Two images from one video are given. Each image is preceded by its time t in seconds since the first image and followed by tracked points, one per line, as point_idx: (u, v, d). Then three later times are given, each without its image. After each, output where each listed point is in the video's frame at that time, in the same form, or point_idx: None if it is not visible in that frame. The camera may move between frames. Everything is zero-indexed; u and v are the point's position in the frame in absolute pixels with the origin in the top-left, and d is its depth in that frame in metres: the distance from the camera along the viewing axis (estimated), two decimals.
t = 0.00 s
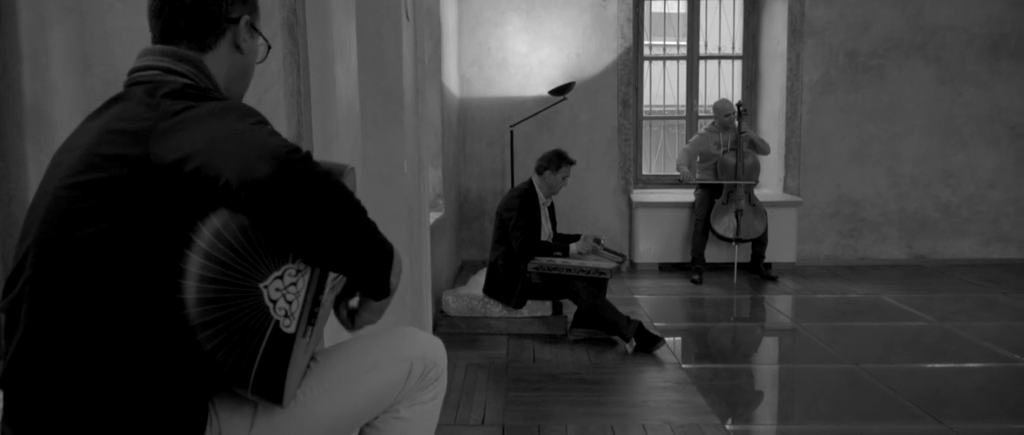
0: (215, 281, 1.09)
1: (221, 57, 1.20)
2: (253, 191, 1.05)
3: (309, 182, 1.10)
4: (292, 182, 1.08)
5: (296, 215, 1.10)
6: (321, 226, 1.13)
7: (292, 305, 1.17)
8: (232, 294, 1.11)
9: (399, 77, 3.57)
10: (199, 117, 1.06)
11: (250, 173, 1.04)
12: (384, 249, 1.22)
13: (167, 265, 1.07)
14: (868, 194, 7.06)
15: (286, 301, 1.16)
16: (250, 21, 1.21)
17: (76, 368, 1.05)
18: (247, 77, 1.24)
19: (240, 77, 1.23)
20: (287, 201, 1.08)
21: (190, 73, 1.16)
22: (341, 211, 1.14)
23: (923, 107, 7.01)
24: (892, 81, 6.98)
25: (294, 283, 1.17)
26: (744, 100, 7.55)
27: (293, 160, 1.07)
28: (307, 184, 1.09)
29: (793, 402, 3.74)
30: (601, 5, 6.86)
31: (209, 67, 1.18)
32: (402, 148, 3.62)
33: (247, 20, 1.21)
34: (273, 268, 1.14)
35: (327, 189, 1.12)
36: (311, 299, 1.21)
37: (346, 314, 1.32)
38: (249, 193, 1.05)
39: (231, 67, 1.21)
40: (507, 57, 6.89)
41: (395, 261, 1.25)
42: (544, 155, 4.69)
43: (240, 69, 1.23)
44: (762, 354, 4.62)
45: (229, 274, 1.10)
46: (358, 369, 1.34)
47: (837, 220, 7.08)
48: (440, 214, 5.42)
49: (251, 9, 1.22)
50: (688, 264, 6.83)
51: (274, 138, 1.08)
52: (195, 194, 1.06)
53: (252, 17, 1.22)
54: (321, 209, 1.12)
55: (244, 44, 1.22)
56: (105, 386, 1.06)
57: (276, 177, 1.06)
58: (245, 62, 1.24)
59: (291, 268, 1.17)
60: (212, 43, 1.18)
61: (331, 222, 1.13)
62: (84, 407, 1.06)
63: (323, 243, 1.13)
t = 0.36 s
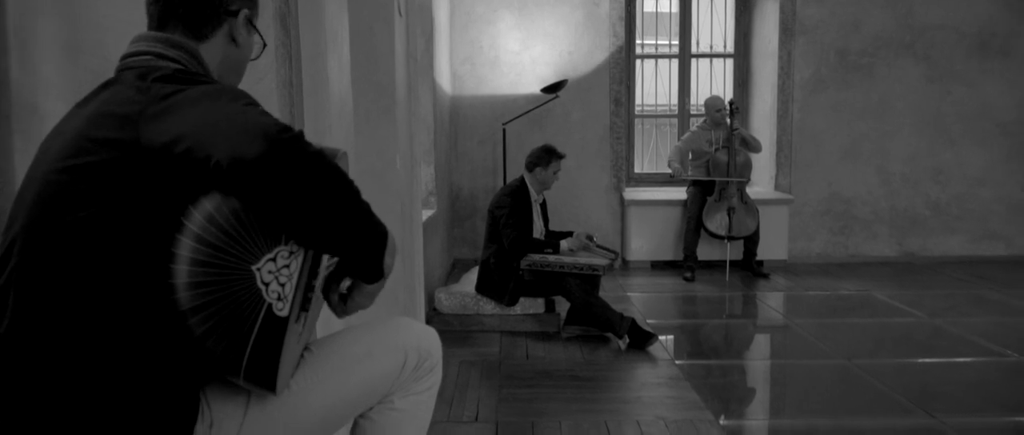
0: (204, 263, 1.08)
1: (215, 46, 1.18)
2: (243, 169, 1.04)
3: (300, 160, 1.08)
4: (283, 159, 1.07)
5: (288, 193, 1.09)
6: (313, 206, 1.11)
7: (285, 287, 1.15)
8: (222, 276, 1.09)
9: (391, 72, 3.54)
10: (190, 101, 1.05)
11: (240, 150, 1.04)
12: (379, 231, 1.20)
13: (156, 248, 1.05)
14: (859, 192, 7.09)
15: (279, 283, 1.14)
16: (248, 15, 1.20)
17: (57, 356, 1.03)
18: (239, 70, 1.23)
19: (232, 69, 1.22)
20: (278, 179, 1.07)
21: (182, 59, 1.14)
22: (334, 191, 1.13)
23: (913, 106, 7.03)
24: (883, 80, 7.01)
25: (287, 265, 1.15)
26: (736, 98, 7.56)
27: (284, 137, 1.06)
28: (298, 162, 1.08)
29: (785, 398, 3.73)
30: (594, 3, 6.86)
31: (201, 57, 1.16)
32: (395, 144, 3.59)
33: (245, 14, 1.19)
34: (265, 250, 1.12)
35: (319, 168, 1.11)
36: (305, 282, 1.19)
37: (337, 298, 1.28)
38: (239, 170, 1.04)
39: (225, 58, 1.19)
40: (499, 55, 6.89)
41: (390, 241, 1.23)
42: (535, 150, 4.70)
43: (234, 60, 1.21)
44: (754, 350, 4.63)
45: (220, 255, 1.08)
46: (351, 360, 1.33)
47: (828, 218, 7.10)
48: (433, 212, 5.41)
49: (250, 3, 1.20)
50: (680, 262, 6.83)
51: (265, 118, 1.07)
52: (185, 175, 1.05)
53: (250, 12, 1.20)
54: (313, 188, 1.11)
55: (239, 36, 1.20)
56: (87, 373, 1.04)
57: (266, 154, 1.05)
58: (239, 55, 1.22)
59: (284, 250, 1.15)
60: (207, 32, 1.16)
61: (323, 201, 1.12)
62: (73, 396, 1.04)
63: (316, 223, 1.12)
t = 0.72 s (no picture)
0: (169, 254, 1.05)
1: (181, 34, 1.15)
2: (209, 156, 1.02)
3: (268, 148, 1.07)
4: (251, 146, 1.05)
5: (256, 182, 1.07)
6: (282, 194, 1.09)
7: (253, 279, 1.13)
8: (188, 268, 1.07)
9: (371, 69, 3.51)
10: (155, 87, 1.03)
11: (206, 135, 1.02)
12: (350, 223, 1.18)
13: (119, 240, 1.02)
14: (843, 191, 7.11)
15: (246, 275, 1.12)
16: None
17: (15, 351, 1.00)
18: (212, 57, 1.20)
19: (205, 56, 1.19)
20: (246, 166, 1.05)
21: (148, 49, 1.10)
22: (304, 181, 1.11)
23: (896, 104, 7.07)
24: (865, 79, 7.04)
25: (255, 256, 1.13)
26: (720, 97, 7.57)
27: (252, 123, 1.05)
28: (266, 149, 1.06)
29: (770, 396, 3.73)
30: (578, 3, 6.85)
31: (169, 46, 1.13)
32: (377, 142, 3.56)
33: None
34: (232, 240, 1.10)
35: (288, 156, 1.09)
36: (273, 274, 1.17)
37: (307, 289, 1.26)
38: (206, 157, 1.02)
39: (193, 46, 1.16)
40: (484, 54, 6.86)
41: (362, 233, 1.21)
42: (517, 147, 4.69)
43: (203, 51, 1.18)
44: (738, 349, 4.62)
45: (185, 247, 1.06)
46: (324, 357, 1.30)
47: (812, 216, 7.12)
48: (416, 211, 5.37)
49: None
50: (665, 261, 6.82)
51: (234, 104, 1.05)
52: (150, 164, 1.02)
53: None
54: (282, 177, 1.09)
55: (206, 20, 1.16)
56: (47, 367, 1.01)
57: (233, 139, 1.03)
58: (210, 41, 1.19)
59: (252, 241, 1.13)
60: (171, 20, 1.13)
61: (293, 190, 1.10)
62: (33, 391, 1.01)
63: (284, 213, 1.10)
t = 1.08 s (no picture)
0: (109, 253, 1.00)
1: (130, 22, 1.09)
2: (146, 148, 0.99)
3: (212, 141, 1.02)
4: (192, 139, 1.01)
5: (199, 177, 1.02)
6: (227, 190, 1.04)
7: (196, 280, 1.07)
8: (128, 268, 1.02)
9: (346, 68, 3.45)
10: (98, 78, 0.99)
11: (140, 128, 0.98)
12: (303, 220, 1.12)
13: (56, 238, 0.98)
14: (823, 193, 7.13)
15: (189, 275, 1.06)
16: None
17: None
18: (166, 42, 1.13)
19: (157, 42, 1.13)
20: (186, 159, 1.01)
21: (95, 38, 1.05)
22: (252, 176, 1.05)
23: (876, 106, 7.09)
24: (846, 80, 7.05)
25: (198, 256, 1.07)
26: (701, 99, 7.57)
27: (192, 114, 1.01)
28: (209, 142, 1.01)
29: (750, 399, 3.70)
30: (558, 3, 6.82)
31: (117, 33, 1.08)
32: (352, 141, 3.50)
33: None
34: (175, 238, 1.05)
35: (234, 150, 1.03)
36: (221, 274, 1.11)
37: (259, 289, 1.19)
38: (145, 150, 0.99)
39: (143, 33, 1.11)
40: (464, 54, 6.82)
41: (316, 231, 1.15)
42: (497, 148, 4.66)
43: (155, 36, 1.12)
44: (719, 351, 4.60)
45: (126, 246, 1.01)
46: (281, 360, 1.25)
47: (792, 218, 7.12)
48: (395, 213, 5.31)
49: None
50: (646, 263, 6.80)
51: (173, 96, 1.01)
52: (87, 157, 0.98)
53: None
54: (228, 173, 1.03)
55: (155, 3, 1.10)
56: None
57: (173, 130, 1.00)
58: (162, 26, 1.12)
59: (195, 240, 1.06)
60: (117, 6, 1.08)
61: (239, 186, 1.04)
62: None
63: (231, 211, 1.05)
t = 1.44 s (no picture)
0: (48, 246, 0.94)
1: (82, 8, 1.03)
2: (85, 134, 0.93)
3: (158, 126, 0.96)
4: (135, 124, 0.95)
5: (145, 166, 0.96)
6: (175, 180, 0.98)
7: (142, 275, 1.02)
8: (70, 262, 0.96)
9: (324, 66, 3.39)
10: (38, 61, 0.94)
11: (77, 112, 0.93)
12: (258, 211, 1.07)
13: None
14: (808, 196, 7.12)
15: (134, 270, 1.01)
16: None
17: None
18: (119, 35, 1.08)
19: (109, 34, 1.07)
20: (130, 147, 0.95)
21: (42, 22, 0.98)
22: (204, 165, 0.99)
23: (860, 109, 7.09)
24: (831, 83, 7.04)
25: (144, 250, 1.02)
26: (687, 101, 7.55)
27: (133, 99, 0.95)
28: (155, 128, 0.96)
29: (734, 402, 3.66)
30: (543, 5, 6.78)
31: (67, 19, 1.02)
32: (330, 141, 3.43)
33: None
34: (119, 231, 1.00)
35: (182, 137, 0.98)
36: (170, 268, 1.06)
37: (213, 286, 1.14)
38: (84, 136, 0.93)
39: (95, 21, 1.05)
40: (448, 56, 6.77)
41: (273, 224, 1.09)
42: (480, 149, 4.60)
43: (107, 27, 1.06)
44: (704, 354, 4.56)
45: (66, 238, 0.95)
46: (237, 360, 1.19)
47: (777, 221, 7.11)
48: (377, 215, 5.25)
49: None
50: (631, 266, 6.76)
51: (114, 79, 0.96)
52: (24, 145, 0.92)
53: None
54: (176, 161, 0.97)
55: None
56: None
57: (111, 116, 0.94)
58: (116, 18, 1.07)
59: (140, 233, 1.02)
60: None
61: (189, 175, 0.98)
62: None
63: (180, 202, 0.99)
